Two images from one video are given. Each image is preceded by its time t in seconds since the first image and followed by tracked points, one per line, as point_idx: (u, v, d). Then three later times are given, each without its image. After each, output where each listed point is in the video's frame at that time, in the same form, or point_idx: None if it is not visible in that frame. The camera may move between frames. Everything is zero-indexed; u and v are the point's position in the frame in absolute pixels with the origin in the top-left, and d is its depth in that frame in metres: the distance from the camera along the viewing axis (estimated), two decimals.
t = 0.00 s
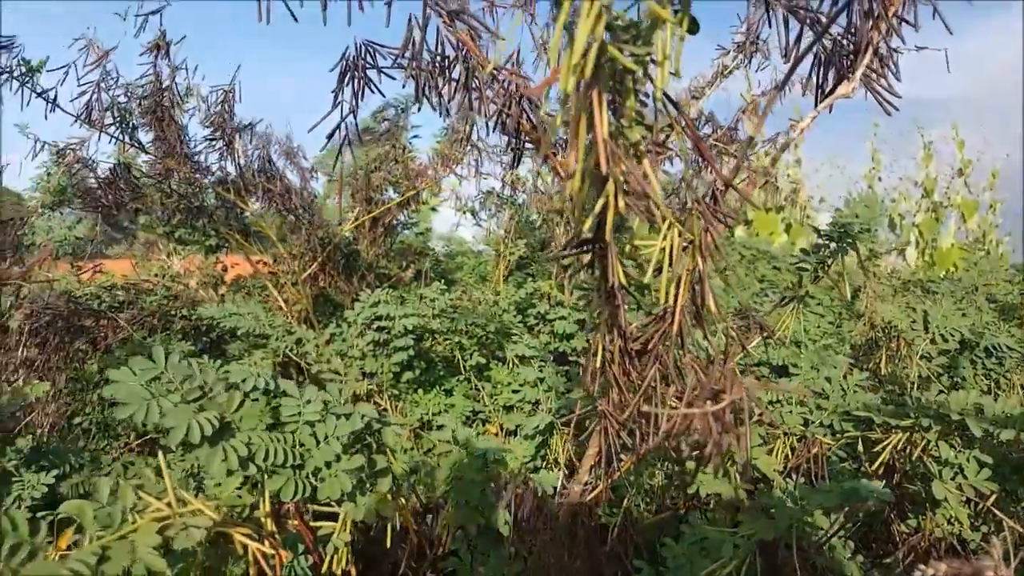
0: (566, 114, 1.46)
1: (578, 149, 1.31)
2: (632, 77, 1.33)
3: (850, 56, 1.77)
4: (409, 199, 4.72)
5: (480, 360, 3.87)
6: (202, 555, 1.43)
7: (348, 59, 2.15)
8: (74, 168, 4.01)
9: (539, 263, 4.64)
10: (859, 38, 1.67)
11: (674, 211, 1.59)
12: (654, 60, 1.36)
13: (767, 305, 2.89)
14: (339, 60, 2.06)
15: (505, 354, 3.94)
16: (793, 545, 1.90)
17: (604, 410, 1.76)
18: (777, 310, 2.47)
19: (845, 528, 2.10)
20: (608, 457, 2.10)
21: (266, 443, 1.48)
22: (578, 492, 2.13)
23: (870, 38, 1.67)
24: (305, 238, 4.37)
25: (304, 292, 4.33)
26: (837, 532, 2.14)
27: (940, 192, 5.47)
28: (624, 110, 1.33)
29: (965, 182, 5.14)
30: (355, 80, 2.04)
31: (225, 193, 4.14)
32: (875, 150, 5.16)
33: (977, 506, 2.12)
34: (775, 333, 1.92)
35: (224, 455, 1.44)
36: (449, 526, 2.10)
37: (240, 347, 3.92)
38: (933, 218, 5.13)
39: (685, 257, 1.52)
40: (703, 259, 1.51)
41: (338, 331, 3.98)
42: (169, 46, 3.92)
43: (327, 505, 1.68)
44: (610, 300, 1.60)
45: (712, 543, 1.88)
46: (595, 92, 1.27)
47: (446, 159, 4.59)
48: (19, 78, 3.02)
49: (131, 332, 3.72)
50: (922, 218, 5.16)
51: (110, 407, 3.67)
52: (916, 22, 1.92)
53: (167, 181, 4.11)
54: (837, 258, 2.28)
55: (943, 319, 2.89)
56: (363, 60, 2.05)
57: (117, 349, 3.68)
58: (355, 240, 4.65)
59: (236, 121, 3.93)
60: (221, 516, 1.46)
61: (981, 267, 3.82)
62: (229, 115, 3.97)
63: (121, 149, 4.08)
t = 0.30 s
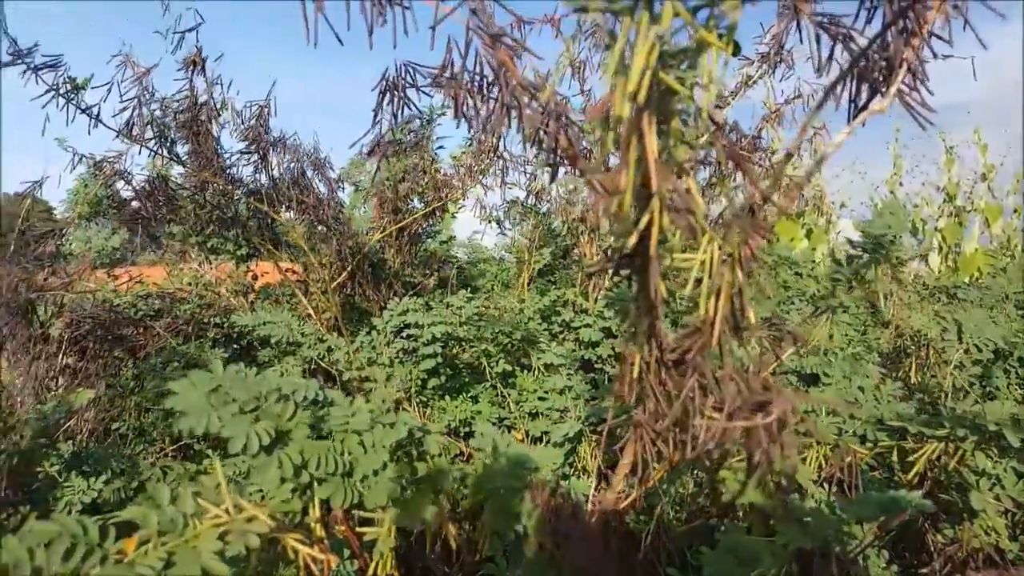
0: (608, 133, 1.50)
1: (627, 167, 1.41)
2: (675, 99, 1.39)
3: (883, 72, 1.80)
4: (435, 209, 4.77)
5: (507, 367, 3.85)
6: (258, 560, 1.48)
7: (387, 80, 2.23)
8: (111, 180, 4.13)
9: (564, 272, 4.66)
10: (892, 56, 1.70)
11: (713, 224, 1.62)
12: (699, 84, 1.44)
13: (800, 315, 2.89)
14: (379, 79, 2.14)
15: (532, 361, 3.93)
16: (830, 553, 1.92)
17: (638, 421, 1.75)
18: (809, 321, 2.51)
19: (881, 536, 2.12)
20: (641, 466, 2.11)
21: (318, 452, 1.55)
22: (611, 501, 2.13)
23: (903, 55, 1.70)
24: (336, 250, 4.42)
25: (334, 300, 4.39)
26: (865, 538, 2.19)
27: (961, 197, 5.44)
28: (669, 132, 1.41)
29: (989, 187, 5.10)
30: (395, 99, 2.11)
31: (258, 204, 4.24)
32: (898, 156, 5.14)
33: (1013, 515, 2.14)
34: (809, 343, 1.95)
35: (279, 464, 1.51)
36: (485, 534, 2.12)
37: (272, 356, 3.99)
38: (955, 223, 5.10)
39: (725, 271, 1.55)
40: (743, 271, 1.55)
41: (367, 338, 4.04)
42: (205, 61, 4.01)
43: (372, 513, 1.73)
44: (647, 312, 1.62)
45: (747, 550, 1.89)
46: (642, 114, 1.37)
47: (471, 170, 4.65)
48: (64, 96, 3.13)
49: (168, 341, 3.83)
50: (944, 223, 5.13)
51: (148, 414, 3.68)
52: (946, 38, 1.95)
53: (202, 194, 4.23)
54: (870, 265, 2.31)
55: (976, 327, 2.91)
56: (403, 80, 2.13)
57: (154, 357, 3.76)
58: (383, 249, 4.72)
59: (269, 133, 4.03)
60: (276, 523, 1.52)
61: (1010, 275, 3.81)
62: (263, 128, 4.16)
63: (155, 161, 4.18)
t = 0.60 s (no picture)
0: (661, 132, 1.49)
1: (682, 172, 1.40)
2: (731, 100, 1.39)
3: (935, 73, 1.78)
4: (463, 210, 4.77)
5: (535, 368, 3.81)
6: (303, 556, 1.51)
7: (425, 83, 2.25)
8: (144, 181, 4.19)
9: (592, 274, 4.64)
10: (943, 57, 1.68)
11: (762, 226, 1.61)
12: (755, 86, 1.44)
13: (838, 320, 2.87)
14: (419, 81, 2.16)
15: (561, 363, 3.89)
16: (876, 560, 1.90)
17: (678, 424, 1.72)
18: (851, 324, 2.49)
19: (923, 542, 2.10)
20: (677, 470, 2.09)
21: (362, 451, 1.58)
22: (645, 506, 2.09)
23: (955, 56, 1.68)
24: (368, 250, 4.46)
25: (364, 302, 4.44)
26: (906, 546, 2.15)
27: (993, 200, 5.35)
28: (722, 133, 1.40)
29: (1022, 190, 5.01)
30: (434, 101, 2.13)
31: (289, 205, 4.28)
32: (930, 158, 5.06)
33: None
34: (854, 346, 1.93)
35: (324, 462, 1.53)
36: (520, 534, 2.11)
37: (301, 356, 4.01)
38: (987, 226, 5.01)
39: (773, 274, 1.53)
40: (790, 274, 1.54)
41: (397, 340, 4.05)
42: (238, 63, 4.04)
43: (411, 513, 1.73)
44: (691, 313, 1.61)
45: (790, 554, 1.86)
46: (700, 117, 1.37)
47: (501, 171, 4.64)
48: (103, 97, 3.18)
49: (202, 340, 3.83)
50: (976, 226, 5.05)
51: (180, 413, 3.67)
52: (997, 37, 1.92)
53: (234, 194, 4.26)
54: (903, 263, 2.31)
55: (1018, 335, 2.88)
56: (442, 82, 2.15)
57: (188, 356, 3.78)
58: (413, 250, 4.67)
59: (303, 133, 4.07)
60: (321, 521, 1.54)
61: None
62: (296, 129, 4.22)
63: (186, 162, 4.22)
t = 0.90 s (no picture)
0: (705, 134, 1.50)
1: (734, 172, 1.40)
2: (780, 101, 1.40)
3: (977, 74, 1.78)
4: (488, 210, 4.78)
5: (562, 368, 3.82)
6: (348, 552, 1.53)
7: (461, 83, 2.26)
8: (175, 181, 4.24)
9: (617, 274, 4.63)
10: (988, 58, 1.68)
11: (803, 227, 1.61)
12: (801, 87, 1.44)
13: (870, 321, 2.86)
14: (455, 83, 2.18)
15: (587, 363, 3.90)
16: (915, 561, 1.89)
17: (717, 424, 1.72)
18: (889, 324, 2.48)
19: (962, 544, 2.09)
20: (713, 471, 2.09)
21: (405, 448, 1.62)
22: (681, 506, 2.10)
23: (996, 57, 1.70)
24: (395, 250, 4.52)
25: (391, 299, 4.54)
26: (944, 548, 2.13)
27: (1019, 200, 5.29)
28: (770, 134, 1.41)
29: None
30: (471, 102, 2.15)
31: (317, 204, 4.32)
32: (958, 157, 5.00)
33: None
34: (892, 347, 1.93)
35: (370, 459, 1.57)
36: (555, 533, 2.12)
37: (328, 354, 4.04)
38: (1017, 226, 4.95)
39: (816, 274, 1.54)
40: (833, 274, 1.54)
41: (424, 339, 4.07)
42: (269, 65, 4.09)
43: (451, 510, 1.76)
44: (731, 314, 1.61)
45: (829, 554, 1.86)
46: (750, 118, 1.39)
47: (526, 171, 4.65)
48: (141, 99, 3.23)
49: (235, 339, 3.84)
50: (1005, 226, 4.98)
51: (210, 411, 3.77)
52: None
53: (264, 195, 4.28)
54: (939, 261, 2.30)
55: None
56: (478, 84, 2.17)
57: (219, 355, 3.82)
58: (439, 250, 4.69)
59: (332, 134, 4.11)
60: (366, 517, 1.57)
61: None
62: (325, 130, 4.27)
63: (215, 162, 4.25)
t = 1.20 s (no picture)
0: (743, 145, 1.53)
1: (778, 184, 1.46)
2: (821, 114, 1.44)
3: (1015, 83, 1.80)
4: (514, 214, 4.80)
5: (589, 372, 3.84)
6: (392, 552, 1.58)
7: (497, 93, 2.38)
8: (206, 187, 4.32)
9: (642, 278, 4.64)
10: None
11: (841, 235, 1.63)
12: (840, 98, 1.46)
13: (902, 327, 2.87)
14: (491, 93, 2.29)
15: (614, 367, 3.91)
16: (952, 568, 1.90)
17: (753, 429, 1.74)
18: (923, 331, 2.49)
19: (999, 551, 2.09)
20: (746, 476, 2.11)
21: (444, 451, 1.68)
22: (716, 511, 2.11)
23: None
24: (423, 254, 4.55)
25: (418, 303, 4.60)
26: (979, 557, 2.14)
27: None
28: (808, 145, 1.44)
29: None
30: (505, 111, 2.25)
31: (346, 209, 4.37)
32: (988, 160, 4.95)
33: None
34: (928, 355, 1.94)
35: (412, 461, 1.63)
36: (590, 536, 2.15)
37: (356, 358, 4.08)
38: None
39: (854, 282, 1.55)
40: (871, 282, 1.55)
41: (452, 343, 4.11)
42: (300, 73, 4.15)
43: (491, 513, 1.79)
44: (768, 321, 1.63)
45: (866, 560, 1.86)
46: (795, 131, 1.43)
47: (553, 177, 4.67)
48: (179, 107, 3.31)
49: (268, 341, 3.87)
50: None
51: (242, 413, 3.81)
52: None
53: (294, 201, 4.33)
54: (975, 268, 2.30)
55: None
56: (513, 94, 2.27)
57: (251, 358, 3.88)
58: (465, 254, 4.73)
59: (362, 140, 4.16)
60: (408, 518, 1.61)
61: None
62: (355, 136, 4.33)
63: (244, 168, 4.30)
